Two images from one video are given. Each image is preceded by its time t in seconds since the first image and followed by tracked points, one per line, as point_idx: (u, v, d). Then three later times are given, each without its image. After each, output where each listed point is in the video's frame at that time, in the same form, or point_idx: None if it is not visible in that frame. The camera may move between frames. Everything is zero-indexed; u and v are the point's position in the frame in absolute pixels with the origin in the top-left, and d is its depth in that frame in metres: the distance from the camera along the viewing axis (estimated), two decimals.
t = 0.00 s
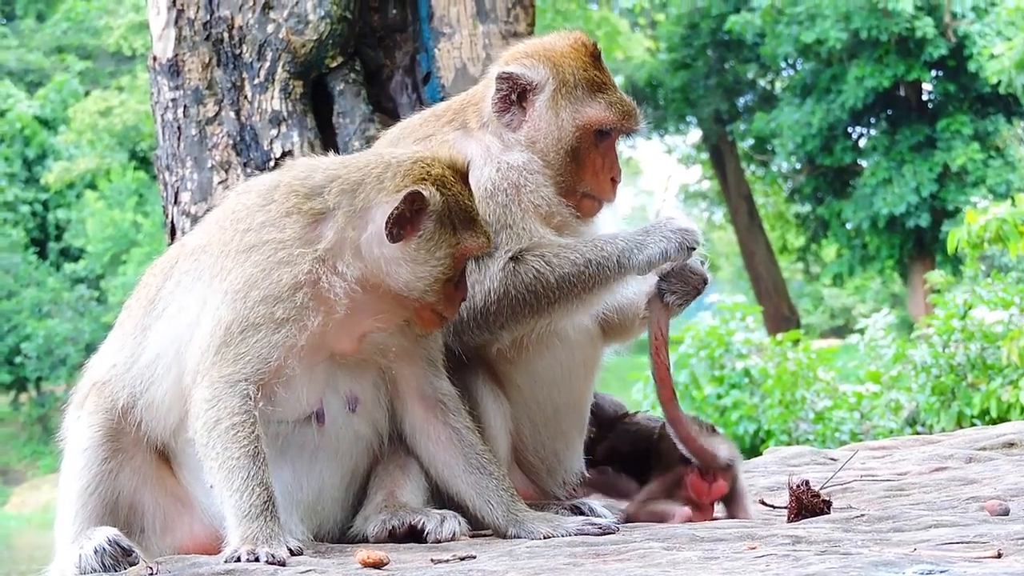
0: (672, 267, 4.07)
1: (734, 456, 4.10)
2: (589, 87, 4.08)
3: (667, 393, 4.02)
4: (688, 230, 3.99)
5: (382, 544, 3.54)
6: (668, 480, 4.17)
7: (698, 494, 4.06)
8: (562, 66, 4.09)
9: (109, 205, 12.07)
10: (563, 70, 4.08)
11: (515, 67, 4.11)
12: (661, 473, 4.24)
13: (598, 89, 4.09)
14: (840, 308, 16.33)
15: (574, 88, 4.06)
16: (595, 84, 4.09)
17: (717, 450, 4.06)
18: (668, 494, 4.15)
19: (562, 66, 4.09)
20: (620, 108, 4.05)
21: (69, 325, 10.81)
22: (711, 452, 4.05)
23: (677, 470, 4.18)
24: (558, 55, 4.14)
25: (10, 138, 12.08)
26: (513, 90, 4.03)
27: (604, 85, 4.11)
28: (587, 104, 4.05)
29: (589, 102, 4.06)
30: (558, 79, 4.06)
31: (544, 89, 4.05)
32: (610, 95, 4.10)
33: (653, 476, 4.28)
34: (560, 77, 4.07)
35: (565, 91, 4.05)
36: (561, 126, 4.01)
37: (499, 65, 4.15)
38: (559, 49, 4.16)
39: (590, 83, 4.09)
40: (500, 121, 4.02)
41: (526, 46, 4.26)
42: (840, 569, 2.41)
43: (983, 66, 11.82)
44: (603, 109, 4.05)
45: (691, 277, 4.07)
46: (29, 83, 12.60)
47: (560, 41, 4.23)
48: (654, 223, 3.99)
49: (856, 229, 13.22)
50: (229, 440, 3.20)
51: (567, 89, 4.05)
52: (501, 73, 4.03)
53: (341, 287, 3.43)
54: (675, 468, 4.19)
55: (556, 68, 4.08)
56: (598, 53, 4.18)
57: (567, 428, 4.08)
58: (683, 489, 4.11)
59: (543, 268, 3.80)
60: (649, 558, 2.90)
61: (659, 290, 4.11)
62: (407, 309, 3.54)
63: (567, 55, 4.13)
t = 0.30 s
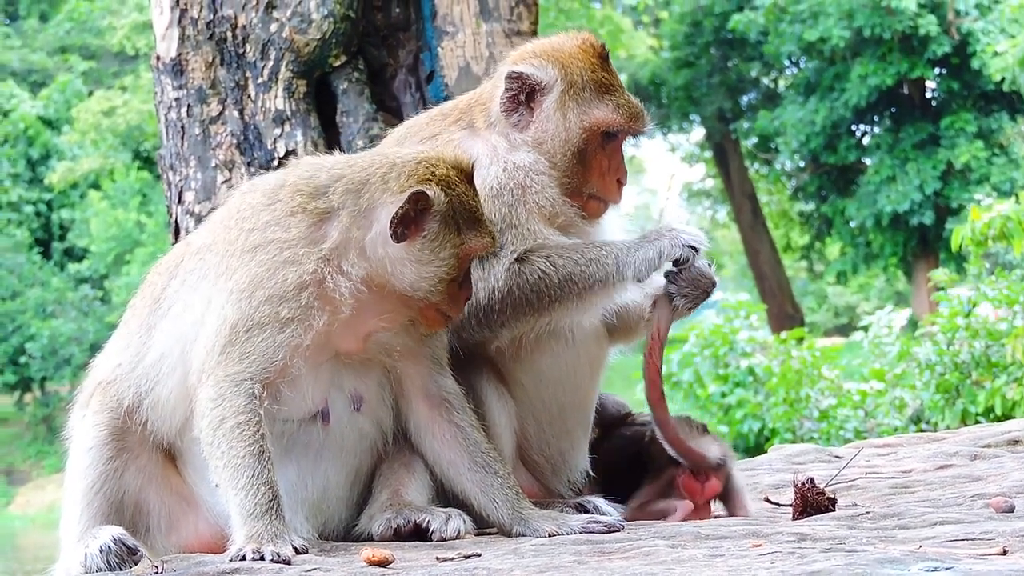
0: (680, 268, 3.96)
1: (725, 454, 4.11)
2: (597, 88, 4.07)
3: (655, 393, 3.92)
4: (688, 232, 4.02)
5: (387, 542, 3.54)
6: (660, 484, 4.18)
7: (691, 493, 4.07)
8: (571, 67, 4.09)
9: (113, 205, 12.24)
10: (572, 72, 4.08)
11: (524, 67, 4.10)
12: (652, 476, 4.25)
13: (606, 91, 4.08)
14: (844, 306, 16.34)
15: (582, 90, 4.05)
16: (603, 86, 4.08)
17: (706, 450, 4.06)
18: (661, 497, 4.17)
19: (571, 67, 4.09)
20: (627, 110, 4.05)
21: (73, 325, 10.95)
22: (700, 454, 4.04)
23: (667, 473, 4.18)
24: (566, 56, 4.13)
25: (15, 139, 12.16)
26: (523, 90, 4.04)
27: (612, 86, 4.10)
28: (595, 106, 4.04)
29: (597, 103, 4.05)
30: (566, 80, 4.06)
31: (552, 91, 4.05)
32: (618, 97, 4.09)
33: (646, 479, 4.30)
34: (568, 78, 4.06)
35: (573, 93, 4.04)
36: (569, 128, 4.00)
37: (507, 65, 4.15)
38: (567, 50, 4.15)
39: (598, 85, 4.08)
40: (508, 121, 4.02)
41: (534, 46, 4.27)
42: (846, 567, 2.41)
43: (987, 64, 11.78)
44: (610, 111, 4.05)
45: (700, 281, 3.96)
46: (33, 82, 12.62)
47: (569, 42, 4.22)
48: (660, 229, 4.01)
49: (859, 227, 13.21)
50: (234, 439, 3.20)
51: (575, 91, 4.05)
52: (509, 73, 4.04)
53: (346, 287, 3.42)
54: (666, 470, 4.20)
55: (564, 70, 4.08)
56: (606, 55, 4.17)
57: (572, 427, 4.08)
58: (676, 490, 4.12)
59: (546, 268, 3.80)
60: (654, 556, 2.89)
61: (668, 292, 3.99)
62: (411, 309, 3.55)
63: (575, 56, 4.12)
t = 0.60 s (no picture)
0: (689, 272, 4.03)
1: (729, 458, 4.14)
2: (599, 87, 4.07)
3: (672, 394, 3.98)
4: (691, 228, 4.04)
5: (392, 541, 3.54)
6: (664, 485, 4.14)
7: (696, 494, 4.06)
8: (575, 65, 4.08)
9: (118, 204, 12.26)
10: (575, 70, 4.07)
11: (527, 65, 4.10)
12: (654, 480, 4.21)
13: (610, 89, 4.08)
14: (849, 304, 16.34)
15: (585, 88, 4.05)
16: (606, 85, 4.08)
17: (714, 450, 4.10)
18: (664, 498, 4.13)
19: (574, 65, 4.08)
20: (630, 109, 4.05)
21: (79, 325, 11.15)
22: (708, 453, 4.08)
23: (671, 475, 4.15)
24: (569, 54, 4.13)
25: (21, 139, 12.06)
26: (532, 88, 4.02)
27: (615, 85, 4.10)
28: (598, 105, 4.04)
29: (600, 102, 4.05)
30: (571, 79, 4.05)
31: (557, 89, 4.04)
32: (621, 96, 4.09)
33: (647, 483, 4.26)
34: (572, 77, 4.06)
35: (576, 92, 4.04)
36: (573, 126, 4.00)
37: (511, 64, 4.15)
38: (570, 49, 4.15)
39: (601, 83, 4.08)
40: (512, 120, 4.02)
41: (537, 45, 4.26)
42: (852, 565, 2.41)
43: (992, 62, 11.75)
44: (613, 110, 4.04)
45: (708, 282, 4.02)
46: (37, 83, 12.66)
47: (572, 40, 4.22)
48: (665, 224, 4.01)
49: (864, 225, 13.19)
50: (240, 438, 3.20)
51: (578, 89, 4.04)
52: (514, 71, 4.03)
53: (351, 286, 3.43)
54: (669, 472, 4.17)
55: (568, 68, 4.07)
56: (609, 54, 4.17)
57: (577, 425, 4.07)
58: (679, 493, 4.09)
59: (551, 265, 3.80)
60: (659, 555, 2.89)
61: (678, 297, 4.05)
62: (416, 307, 3.56)
63: (578, 54, 4.12)
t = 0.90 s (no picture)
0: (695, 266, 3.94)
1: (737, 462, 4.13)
2: (605, 84, 4.06)
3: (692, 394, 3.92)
4: (697, 233, 3.98)
5: (398, 540, 3.54)
6: (673, 487, 4.13)
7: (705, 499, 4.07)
8: (580, 63, 4.08)
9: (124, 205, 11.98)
10: (581, 67, 4.06)
11: (533, 62, 4.10)
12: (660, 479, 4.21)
13: (615, 87, 4.07)
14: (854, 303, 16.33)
15: (591, 86, 4.04)
16: (612, 82, 4.07)
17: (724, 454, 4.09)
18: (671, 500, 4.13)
19: (580, 62, 4.08)
20: (636, 106, 4.04)
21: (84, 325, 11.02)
22: (721, 457, 4.08)
23: (680, 479, 4.15)
24: (575, 52, 4.12)
25: (24, 139, 12.28)
26: (538, 86, 4.02)
27: (621, 83, 4.10)
28: (604, 102, 4.04)
29: (606, 99, 4.04)
30: (576, 76, 4.05)
31: (563, 86, 4.03)
32: (626, 93, 4.08)
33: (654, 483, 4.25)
34: (578, 74, 4.05)
35: (582, 89, 4.03)
36: (578, 123, 4.00)
37: (518, 61, 4.15)
38: (576, 46, 4.15)
39: (606, 81, 4.07)
40: (518, 117, 4.01)
41: (542, 42, 4.26)
42: (859, 562, 2.40)
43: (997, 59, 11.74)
44: (619, 107, 4.04)
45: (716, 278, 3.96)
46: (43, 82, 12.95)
47: (577, 38, 4.21)
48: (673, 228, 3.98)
49: (869, 223, 13.17)
50: (246, 437, 3.20)
51: (584, 87, 4.04)
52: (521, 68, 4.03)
53: (357, 284, 3.43)
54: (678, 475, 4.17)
55: (573, 65, 4.06)
56: (614, 50, 4.16)
57: (583, 424, 4.07)
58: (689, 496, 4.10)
59: (559, 272, 3.81)
60: (666, 553, 2.89)
61: (682, 293, 4.00)
62: (421, 307, 3.56)
63: (584, 52, 4.11)
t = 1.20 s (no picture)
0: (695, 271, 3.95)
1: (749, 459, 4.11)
2: (609, 84, 4.06)
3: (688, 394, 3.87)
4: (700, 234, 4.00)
5: (398, 540, 3.54)
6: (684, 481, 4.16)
7: (715, 495, 4.08)
8: (584, 63, 4.08)
9: (125, 203, 12.28)
10: (584, 67, 4.07)
11: (537, 61, 4.10)
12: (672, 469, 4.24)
13: (618, 87, 4.07)
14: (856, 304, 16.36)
15: (594, 86, 4.04)
16: (615, 82, 4.08)
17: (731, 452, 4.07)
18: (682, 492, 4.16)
19: (584, 62, 4.08)
20: (639, 107, 4.05)
21: (85, 324, 11.09)
22: (726, 456, 4.05)
23: (692, 471, 4.17)
24: (578, 52, 4.13)
25: (26, 137, 12.17)
26: (538, 84, 4.02)
27: (624, 84, 4.10)
28: (607, 101, 4.04)
29: (609, 99, 4.04)
30: (579, 76, 4.05)
31: (566, 85, 4.04)
32: (629, 94, 4.08)
33: (667, 470, 4.29)
34: (581, 73, 4.05)
35: (585, 88, 4.04)
36: (581, 123, 4.00)
37: (521, 59, 4.15)
38: (580, 46, 4.15)
39: (610, 81, 4.07)
40: (521, 115, 4.01)
41: (546, 42, 4.26)
42: (858, 563, 2.41)
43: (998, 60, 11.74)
44: (622, 107, 4.04)
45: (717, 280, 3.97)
46: (43, 82, 12.65)
47: (581, 39, 4.22)
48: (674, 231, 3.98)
49: (871, 223, 13.15)
50: (246, 437, 3.20)
51: (587, 86, 4.04)
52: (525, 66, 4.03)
53: (358, 285, 3.42)
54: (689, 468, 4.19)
55: (577, 65, 4.07)
56: (618, 51, 4.17)
57: (584, 425, 4.07)
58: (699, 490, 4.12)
59: (559, 274, 3.80)
60: (666, 554, 2.89)
61: (680, 294, 3.97)
62: (424, 306, 3.55)
63: (588, 52, 4.12)
